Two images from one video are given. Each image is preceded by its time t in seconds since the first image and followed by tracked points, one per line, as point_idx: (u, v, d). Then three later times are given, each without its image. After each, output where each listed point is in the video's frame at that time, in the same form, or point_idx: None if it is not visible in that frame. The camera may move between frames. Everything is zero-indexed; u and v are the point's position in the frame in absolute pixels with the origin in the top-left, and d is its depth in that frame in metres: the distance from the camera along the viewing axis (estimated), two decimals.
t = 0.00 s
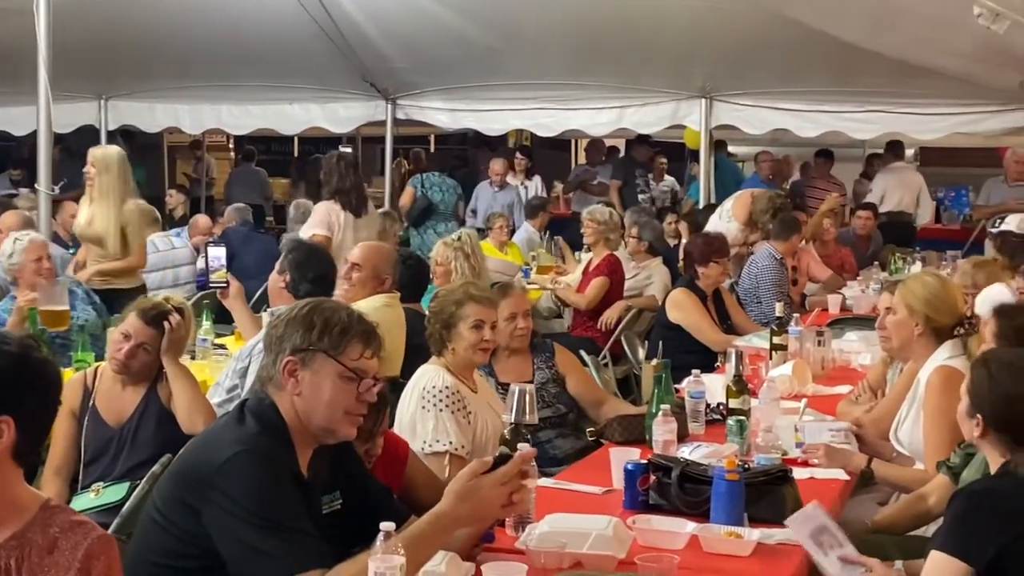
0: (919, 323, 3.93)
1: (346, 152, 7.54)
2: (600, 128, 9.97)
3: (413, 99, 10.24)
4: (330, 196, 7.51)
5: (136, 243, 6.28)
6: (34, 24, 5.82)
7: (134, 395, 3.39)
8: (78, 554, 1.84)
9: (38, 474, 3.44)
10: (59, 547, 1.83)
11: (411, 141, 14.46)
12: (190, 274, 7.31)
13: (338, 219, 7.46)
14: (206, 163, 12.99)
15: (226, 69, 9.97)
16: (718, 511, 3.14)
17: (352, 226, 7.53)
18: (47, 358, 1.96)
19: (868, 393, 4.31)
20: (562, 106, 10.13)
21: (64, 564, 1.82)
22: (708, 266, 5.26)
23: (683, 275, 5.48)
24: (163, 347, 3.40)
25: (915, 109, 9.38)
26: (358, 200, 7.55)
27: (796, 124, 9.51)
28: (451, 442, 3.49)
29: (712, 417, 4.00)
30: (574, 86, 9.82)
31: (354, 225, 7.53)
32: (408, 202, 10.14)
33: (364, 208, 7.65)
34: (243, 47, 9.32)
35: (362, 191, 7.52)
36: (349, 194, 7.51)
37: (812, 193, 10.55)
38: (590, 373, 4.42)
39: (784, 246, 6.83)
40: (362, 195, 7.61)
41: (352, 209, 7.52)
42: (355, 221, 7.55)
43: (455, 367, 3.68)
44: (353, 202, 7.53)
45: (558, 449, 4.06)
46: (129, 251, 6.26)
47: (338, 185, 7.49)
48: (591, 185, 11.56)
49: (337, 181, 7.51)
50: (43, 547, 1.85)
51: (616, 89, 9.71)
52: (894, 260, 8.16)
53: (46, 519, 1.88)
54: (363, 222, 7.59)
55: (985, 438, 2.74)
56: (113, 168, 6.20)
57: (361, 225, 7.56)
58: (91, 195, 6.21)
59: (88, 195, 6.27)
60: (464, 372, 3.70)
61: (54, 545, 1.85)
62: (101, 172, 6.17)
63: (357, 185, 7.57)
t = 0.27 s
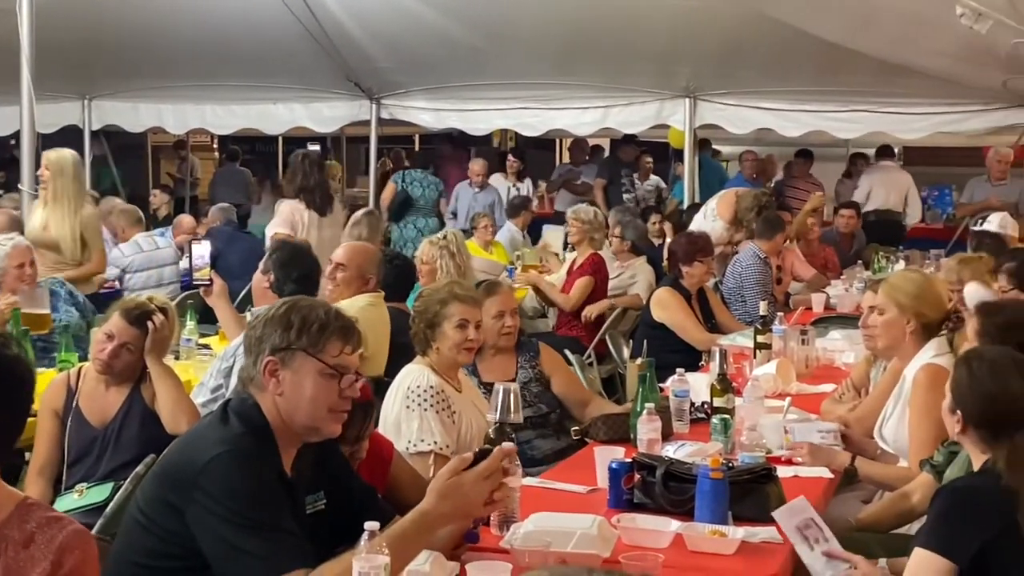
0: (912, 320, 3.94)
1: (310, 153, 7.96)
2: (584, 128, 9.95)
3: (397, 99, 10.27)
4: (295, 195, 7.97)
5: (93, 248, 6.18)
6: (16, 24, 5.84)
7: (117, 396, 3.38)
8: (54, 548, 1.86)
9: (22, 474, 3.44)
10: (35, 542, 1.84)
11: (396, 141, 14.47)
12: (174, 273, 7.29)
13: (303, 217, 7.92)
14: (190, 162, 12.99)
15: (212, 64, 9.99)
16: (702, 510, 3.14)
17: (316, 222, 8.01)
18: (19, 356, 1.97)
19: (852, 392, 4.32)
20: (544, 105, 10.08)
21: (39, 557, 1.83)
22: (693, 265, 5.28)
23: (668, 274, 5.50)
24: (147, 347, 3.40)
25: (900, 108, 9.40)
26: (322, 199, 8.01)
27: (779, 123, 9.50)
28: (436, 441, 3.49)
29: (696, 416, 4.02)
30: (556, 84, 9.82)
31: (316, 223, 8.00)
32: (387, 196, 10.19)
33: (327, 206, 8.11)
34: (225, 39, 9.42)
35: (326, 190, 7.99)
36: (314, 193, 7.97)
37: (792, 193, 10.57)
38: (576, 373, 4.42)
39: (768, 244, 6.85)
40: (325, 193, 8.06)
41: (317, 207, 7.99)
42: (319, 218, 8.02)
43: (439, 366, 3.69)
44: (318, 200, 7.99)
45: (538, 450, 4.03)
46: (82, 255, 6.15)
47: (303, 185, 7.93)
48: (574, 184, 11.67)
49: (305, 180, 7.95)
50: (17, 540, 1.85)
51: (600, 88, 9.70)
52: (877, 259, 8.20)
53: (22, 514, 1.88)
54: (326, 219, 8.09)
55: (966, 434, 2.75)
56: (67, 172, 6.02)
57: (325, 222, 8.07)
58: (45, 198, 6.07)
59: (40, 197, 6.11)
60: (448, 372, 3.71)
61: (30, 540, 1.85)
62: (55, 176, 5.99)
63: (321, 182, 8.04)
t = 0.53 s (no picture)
0: (906, 316, 3.96)
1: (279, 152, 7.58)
2: (569, 128, 9.96)
3: (381, 99, 10.24)
4: (262, 194, 7.61)
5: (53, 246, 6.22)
6: None
7: (100, 397, 3.39)
8: (26, 545, 1.70)
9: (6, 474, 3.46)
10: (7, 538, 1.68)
11: (380, 141, 14.45)
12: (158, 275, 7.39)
13: (268, 217, 7.53)
14: (174, 164, 12.99)
15: (197, 63, 9.98)
16: (686, 508, 3.15)
17: (283, 223, 7.63)
18: None
19: (835, 391, 4.35)
20: (529, 106, 10.10)
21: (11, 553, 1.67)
22: (676, 266, 5.31)
23: (653, 273, 5.52)
24: (129, 348, 3.39)
25: (882, 108, 9.45)
26: (289, 199, 7.64)
27: (762, 123, 9.56)
28: (420, 442, 3.49)
29: (680, 416, 4.03)
30: (540, 85, 9.85)
31: (284, 223, 7.63)
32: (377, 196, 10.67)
33: (297, 207, 7.75)
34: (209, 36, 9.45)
35: (294, 191, 7.61)
36: (280, 193, 7.59)
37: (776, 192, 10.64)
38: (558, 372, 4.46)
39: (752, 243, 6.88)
40: (294, 195, 7.71)
41: (283, 208, 7.61)
42: (286, 219, 7.65)
43: (423, 367, 3.69)
44: (284, 200, 7.62)
45: (525, 450, 4.02)
46: (49, 242, 6.23)
47: (270, 184, 7.56)
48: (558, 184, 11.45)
49: (270, 181, 7.57)
50: None
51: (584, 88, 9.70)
52: (861, 258, 8.23)
53: None
54: (293, 221, 7.70)
55: (947, 433, 2.75)
56: (29, 170, 5.87)
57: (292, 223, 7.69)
58: (2, 196, 5.89)
59: None
60: (432, 372, 3.70)
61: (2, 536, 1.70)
62: (17, 175, 5.84)
63: (290, 182, 7.65)
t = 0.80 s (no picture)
0: (900, 316, 3.97)
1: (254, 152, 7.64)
2: (554, 129, 9.96)
3: (366, 100, 10.26)
4: (236, 195, 7.63)
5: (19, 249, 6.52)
6: None
7: (83, 399, 3.40)
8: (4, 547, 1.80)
9: None
10: None
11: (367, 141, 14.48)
12: (142, 277, 7.42)
13: (243, 217, 7.54)
14: (158, 166, 13.00)
15: (182, 63, 9.99)
16: (670, 509, 3.15)
17: (257, 223, 7.64)
18: None
19: (819, 391, 4.40)
20: (513, 107, 10.08)
21: None
22: (660, 266, 5.34)
23: (637, 273, 5.55)
24: (112, 350, 3.40)
25: (866, 108, 9.48)
26: (264, 199, 7.67)
27: (747, 124, 9.58)
28: (404, 443, 3.50)
29: (665, 416, 4.05)
30: (525, 87, 9.86)
31: (260, 223, 7.63)
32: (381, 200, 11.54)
33: (272, 207, 7.76)
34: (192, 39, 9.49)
35: (269, 191, 7.65)
36: (255, 193, 7.62)
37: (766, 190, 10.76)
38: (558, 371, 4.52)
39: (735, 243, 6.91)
40: (269, 196, 7.74)
41: (257, 208, 7.63)
42: (261, 219, 7.67)
43: (406, 368, 3.70)
44: (259, 200, 7.64)
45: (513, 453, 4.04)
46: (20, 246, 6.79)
47: (245, 184, 7.60)
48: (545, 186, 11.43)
49: (246, 180, 7.61)
50: None
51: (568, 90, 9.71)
52: (845, 258, 8.28)
53: None
54: (269, 221, 7.72)
55: (930, 433, 2.77)
56: None
57: (267, 223, 7.71)
58: None
59: None
60: (416, 374, 3.72)
61: None
62: None
63: (264, 182, 7.70)
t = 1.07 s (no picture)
0: (889, 315, 4.02)
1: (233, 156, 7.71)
2: (539, 130, 10.02)
3: (350, 102, 10.27)
4: (217, 197, 7.69)
5: None
6: None
7: (66, 400, 3.40)
8: None
9: None
10: None
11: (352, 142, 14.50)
12: (125, 278, 7.42)
13: (226, 219, 7.59)
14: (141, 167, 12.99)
15: (166, 63, 9.97)
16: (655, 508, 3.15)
17: (240, 225, 7.70)
18: None
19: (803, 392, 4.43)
20: (498, 107, 10.10)
21: None
22: (644, 266, 5.36)
23: (622, 274, 5.57)
24: (95, 351, 3.41)
25: (851, 108, 9.52)
26: (245, 202, 7.72)
27: (732, 124, 9.65)
28: (389, 443, 3.50)
29: (649, 416, 4.06)
30: (509, 87, 9.90)
31: (242, 225, 7.68)
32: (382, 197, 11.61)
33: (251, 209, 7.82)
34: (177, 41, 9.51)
35: (249, 193, 7.71)
36: (237, 196, 7.68)
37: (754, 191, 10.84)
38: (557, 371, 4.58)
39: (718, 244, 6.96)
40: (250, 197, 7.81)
41: (239, 210, 7.69)
42: (243, 221, 7.73)
43: (391, 369, 3.70)
44: (240, 203, 7.70)
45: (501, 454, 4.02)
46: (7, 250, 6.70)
47: (225, 187, 7.66)
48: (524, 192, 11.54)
49: (228, 183, 7.68)
50: None
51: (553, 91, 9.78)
52: (829, 258, 8.32)
53: None
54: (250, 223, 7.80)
55: (912, 433, 2.76)
56: None
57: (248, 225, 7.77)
58: None
59: None
60: (400, 375, 3.72)
61: None
62: None
63: (244, 186, 7.77)
